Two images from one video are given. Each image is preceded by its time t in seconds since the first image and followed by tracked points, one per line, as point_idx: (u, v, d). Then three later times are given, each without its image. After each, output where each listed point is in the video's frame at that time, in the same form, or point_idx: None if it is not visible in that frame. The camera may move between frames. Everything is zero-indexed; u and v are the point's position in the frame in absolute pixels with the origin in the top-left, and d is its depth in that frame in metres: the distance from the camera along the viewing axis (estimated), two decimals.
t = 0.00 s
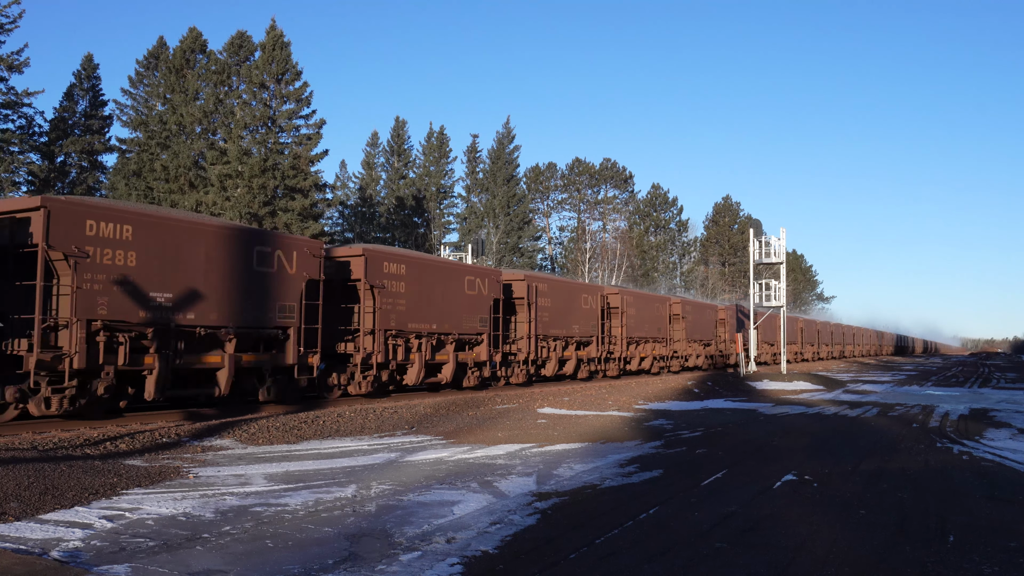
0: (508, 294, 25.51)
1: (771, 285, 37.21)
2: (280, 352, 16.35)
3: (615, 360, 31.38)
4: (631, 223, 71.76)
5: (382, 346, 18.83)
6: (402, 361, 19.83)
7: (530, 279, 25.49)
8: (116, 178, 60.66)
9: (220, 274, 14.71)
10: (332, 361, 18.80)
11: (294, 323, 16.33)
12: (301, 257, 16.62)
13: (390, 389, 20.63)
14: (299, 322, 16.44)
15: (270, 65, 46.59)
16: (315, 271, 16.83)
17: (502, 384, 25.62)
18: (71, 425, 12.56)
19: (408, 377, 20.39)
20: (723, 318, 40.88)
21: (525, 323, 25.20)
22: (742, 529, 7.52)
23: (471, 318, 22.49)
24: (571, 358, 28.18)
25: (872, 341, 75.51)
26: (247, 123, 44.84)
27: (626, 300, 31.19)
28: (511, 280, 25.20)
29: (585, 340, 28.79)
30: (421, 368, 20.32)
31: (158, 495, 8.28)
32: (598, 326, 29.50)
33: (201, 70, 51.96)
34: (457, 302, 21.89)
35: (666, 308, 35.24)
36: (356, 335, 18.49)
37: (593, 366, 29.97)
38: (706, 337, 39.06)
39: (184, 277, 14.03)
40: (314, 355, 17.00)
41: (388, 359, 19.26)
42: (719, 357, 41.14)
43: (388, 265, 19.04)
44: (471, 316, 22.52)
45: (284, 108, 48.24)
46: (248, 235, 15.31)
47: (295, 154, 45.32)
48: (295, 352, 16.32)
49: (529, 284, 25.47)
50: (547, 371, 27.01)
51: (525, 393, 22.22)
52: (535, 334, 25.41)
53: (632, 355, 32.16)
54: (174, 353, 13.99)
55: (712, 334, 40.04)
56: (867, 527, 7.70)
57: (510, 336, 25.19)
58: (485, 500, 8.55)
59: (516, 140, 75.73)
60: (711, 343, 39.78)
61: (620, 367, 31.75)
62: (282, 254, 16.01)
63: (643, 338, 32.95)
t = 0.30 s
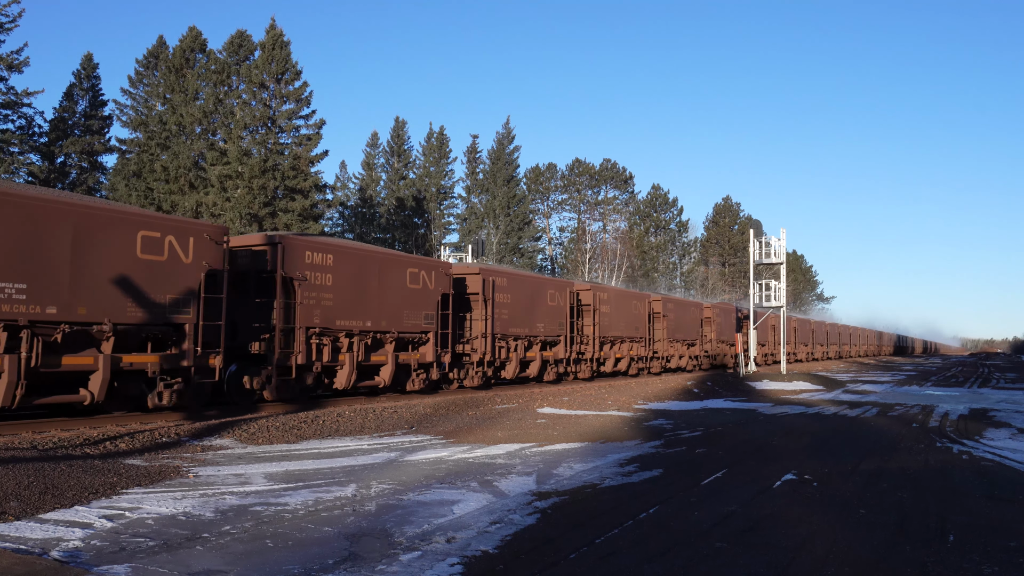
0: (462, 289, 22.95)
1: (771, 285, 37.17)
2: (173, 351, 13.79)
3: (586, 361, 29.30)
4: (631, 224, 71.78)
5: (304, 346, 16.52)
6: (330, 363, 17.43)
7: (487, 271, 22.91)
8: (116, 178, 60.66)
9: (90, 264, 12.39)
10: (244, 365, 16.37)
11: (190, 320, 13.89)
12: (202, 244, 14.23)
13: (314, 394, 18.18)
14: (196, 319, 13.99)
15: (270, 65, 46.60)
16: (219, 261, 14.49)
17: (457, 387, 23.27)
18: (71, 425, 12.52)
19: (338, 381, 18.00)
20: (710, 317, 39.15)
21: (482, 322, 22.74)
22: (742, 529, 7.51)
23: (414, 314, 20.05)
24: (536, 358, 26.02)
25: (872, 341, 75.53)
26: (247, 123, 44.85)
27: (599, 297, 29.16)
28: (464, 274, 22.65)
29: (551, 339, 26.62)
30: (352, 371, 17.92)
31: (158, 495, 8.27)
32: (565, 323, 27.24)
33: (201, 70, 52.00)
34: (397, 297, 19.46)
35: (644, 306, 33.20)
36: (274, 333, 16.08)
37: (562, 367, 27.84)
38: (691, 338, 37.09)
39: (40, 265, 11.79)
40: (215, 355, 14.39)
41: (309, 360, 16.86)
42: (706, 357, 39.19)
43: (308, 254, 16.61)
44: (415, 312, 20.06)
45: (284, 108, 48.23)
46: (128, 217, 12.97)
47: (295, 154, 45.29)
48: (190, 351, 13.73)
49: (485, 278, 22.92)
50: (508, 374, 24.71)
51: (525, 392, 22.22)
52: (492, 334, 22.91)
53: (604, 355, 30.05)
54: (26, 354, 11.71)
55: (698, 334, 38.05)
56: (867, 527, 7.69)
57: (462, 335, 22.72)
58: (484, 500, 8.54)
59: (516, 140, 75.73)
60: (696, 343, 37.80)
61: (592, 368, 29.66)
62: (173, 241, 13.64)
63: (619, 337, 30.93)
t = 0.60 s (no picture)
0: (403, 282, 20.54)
1: (771, 285, 37.20)
2: (30, 352, 11.73)
3: (556, 363, 27.03)
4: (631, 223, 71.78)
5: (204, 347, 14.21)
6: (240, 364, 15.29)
7: (432, 263, 20.49)
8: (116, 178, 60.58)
9: None
10: (133, 366, 14.18)
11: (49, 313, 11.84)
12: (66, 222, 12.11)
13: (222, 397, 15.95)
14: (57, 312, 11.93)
15: (270, 65, 46.60)
16: (88, 245, 12.37)
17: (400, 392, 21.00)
18: (72, 426, 12.58)
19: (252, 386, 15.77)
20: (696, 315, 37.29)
21: (428, 318, 20.35)
22: (742, 530, 7.52)
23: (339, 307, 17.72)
24: (494, 359, 23.66)
25: (872, 341, 75.61)
26: (247, 123, 44.80)
27: (569, 292, 26.99)
28: (407, 265, 20.21)
29: (512, 338, 24.37)
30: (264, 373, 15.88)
31: (158, 495, 8.29)
32: (528, 320, 24.99)
33: (201, 70, 51.99)
34: (317, 291, 17.17)
35: (619, 304, 31.15)
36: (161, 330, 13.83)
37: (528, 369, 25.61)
38: (673, 338, 35.17)
39: None
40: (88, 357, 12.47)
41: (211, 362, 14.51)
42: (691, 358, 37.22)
43: (212, 240, 14.41)
44: (341, 307, 17.80)
45: (284, 108, 48.19)
46: None
47: (295, 154, 45.22)
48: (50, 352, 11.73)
49: (432, 270, 20.47)
50: (461, 377, 22.35)
51: (525, 392, 22.27)
52: (440, 332, 20.52)
53: (575, 355, 27.85)
54: None
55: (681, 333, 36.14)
56: (867, 527, 7.71)
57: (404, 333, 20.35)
58: (485, 500, 8.56)
59: (516, 140, 75.74)
60: (679, 343, 35.85)
61: (563, 369, 27.45)
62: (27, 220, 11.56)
63: (592, 336, 28.82)
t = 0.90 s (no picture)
0: (335, 274, 18.16)
1: (771, 285, 37.17)
2: None
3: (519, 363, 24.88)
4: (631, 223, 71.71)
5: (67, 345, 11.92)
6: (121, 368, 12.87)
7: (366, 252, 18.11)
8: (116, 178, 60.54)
9: None
10: None
11: None
12: None
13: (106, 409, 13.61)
14: None
15: (270, 65, 46.57)
16: None
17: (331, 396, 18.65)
18: (72, 425, 12.56)
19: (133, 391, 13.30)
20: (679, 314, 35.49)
21: (363, 315, 18.09)
22: (742, 529, 7.51)
23: (292, 315, 16.42)
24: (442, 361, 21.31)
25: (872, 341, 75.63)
26: (247, 123, 44.76)
27: (532, 289, 24.94)
28: (340, 255, 18.02)
29: (464, 337, 22.03)
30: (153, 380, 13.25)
31: (158, 495, 8.28)
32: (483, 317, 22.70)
33: (201, 70, 51.99)
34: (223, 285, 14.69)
35: (591, 302, 29.15)
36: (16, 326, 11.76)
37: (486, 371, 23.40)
38: (653, 336, 33.27)
39: None
40: None
41: (78, 364, 12.25)
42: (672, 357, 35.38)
43: (81, 222, 12.15)
44: (255, 305, 15.33)
45: (284, 108, 48.15)
46: None
47: (295, 154, 45.16)
48: None
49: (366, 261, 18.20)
50: (402, 379, 19.95)
51: (525, 392, 22.24)
52: (376, 332, 18.27)
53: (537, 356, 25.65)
54: None
55: (661, 332, 34.34)
56: (867, 527, 7.70)
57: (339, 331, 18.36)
58: (485, 500, 8.54)
59: (516, 139, 75.71)
60: (660, 342, 34.09)
61: (527, 372, 25.40)
62: None
63: (560, 334, 26.84)
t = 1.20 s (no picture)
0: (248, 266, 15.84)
1: (772, 285, 37.12)
2: None
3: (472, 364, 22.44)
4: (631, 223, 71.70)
5: None
6: None
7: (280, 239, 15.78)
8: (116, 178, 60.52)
9: None
10: None
11: None
12: None
13: None
14: None
15: (270, 65, 46.58)
16: None
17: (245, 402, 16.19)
18: (72, 426, 12.56)
19: None
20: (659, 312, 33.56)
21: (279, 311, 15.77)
22: (742, 529, 7.52)
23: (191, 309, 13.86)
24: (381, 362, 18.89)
25: (872, 341, 75.69)
26: (247, 123, 44.75)
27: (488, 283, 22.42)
28: (253, 244, 15.70)
29: (406, 336, 19.59)
30: None
31: (158, 495, 8.28)
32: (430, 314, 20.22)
33: (201, 70, 51.96)
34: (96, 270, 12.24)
35: (559, 299, 26.91)
36: None
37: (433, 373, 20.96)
38: (630, 335, 31.26)
39: None
40: None
41: None
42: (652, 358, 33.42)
43: None
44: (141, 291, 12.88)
45: (284, 108, 48.15)
46: None
47: (295, 154, 45.11)
48: None
49: (282, 250, 15.90)
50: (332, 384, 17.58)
51: (525, 392, 22.22)
52: (293, 327, 15.95)
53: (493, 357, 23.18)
54: None
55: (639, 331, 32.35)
56: (868, 527, 7.70)
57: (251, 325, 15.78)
58: (485, 500, 8.55)
59: (516, 139, 75.72)
60: (638, 342, 32.15)
61: (483, 375, 23.10)
62: None
63: (521, 333, 24.55)
